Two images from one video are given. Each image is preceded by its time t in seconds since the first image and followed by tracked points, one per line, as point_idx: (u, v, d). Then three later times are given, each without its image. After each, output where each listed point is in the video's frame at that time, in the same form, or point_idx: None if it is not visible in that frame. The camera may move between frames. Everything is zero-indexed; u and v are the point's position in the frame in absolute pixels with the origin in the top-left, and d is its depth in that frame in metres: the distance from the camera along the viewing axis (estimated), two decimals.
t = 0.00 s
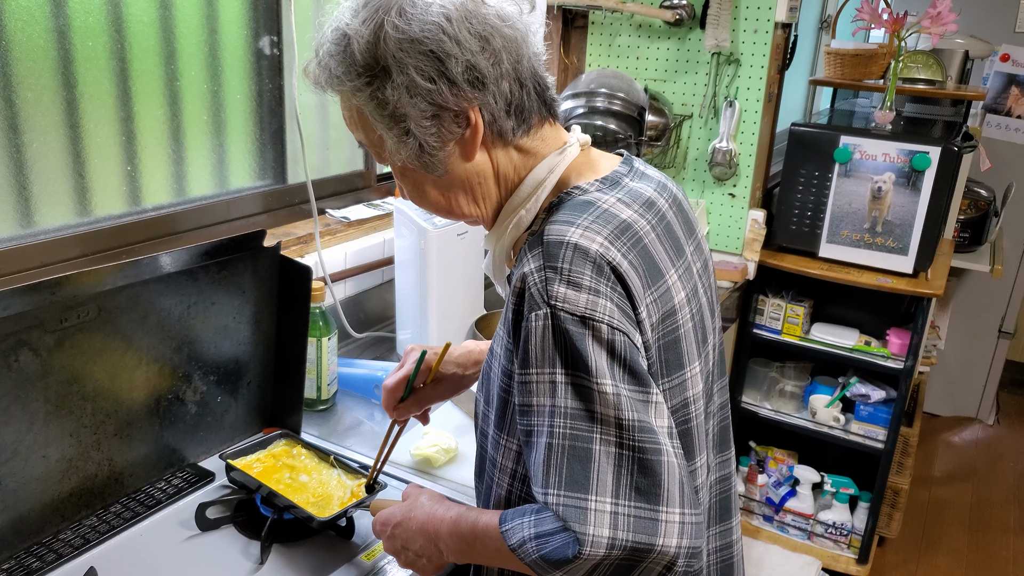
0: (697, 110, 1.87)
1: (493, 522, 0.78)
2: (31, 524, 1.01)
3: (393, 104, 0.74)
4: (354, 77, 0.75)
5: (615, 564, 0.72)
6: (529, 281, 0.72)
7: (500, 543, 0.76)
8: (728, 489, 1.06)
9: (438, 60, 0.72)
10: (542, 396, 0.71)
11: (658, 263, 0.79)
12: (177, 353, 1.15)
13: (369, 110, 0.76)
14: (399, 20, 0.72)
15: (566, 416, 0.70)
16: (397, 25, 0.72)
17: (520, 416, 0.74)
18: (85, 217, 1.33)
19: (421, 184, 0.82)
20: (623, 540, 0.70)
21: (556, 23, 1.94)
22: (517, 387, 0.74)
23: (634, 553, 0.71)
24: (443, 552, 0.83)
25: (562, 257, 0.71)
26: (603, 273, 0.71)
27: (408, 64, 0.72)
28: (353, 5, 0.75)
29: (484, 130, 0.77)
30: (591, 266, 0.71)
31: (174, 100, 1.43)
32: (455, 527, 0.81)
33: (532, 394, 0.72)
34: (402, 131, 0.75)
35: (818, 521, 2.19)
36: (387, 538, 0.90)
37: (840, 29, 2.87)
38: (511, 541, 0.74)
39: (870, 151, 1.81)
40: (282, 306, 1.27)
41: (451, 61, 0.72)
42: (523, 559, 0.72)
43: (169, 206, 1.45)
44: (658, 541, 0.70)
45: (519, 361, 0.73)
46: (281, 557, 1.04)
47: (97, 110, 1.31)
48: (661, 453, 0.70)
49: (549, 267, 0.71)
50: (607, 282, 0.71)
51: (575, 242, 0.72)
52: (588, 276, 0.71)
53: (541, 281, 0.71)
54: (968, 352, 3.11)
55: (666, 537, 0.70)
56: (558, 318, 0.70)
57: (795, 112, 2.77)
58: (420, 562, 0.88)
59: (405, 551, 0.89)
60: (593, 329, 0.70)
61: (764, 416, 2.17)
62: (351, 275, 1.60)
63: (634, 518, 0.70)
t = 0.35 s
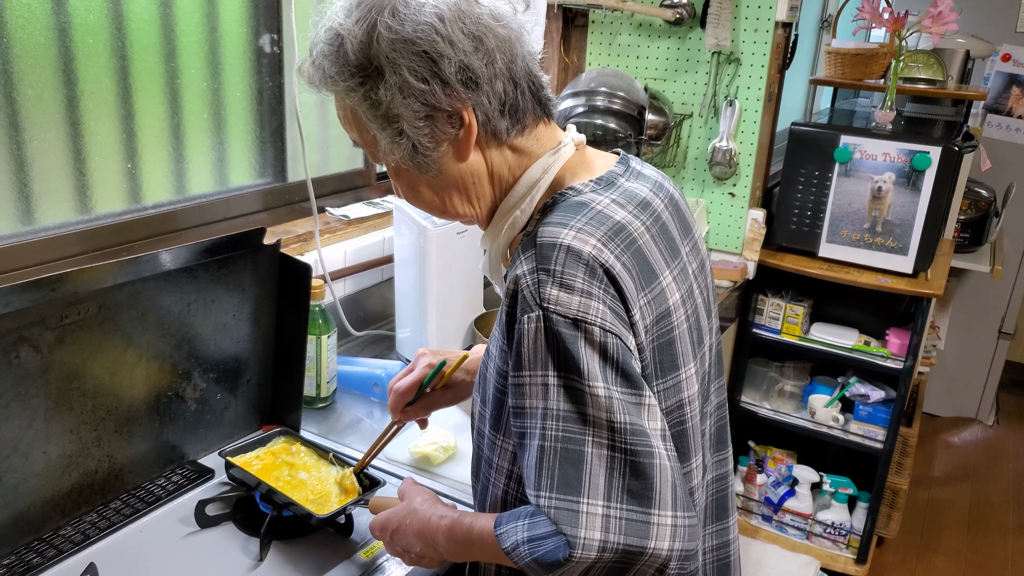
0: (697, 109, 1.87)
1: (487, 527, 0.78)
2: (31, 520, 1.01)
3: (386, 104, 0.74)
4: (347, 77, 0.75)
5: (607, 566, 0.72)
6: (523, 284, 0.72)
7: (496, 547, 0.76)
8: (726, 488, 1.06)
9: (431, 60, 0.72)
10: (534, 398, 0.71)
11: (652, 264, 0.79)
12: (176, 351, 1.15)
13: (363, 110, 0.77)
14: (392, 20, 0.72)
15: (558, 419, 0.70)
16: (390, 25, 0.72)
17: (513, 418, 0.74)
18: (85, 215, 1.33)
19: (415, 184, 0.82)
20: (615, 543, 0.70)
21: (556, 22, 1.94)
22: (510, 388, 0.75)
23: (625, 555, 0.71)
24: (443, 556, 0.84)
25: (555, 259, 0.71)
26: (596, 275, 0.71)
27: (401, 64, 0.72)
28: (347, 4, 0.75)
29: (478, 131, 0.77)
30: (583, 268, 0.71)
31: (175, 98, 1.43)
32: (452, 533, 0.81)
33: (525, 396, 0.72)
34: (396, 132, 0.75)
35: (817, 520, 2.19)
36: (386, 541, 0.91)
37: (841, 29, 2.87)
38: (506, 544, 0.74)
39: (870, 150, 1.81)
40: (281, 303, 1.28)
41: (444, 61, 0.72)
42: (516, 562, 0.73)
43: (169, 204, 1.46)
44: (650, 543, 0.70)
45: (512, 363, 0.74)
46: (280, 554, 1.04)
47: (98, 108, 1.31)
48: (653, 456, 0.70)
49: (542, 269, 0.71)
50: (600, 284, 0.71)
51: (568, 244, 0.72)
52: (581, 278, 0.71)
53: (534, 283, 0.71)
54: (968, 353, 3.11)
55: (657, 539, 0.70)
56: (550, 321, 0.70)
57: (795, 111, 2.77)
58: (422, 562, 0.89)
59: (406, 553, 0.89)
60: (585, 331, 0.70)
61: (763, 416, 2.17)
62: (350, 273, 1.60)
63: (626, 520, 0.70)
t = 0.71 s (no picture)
0: (700, 110, 1.88)
1: (481, 522, 0.79)
2: (37, 514, 1.02)
3: (392, 101, 0.75)
4: (356, 74, 0.76)
5: (595, 564, 0.72)
6: (523, 280, 0.73)
7: (490, 542, 0.77)
8: (727, 490, 1.07)
9: (437, 58, 0.73)
10: (530, 393, 0.72)
11: (654, 264, 0.79)
12: (181, 347, 1.16)
13: (370, 107, 0.78)
14: (401, 18, 0.73)
15: (552, 415, 0.71)
16: (398, 23, 0.73)
17: (510, 412, 0.75)
18: (92, 212, 1.34)
19: (420, 180, 0.83)
20: (602, 541, 0.70)
21: (559, 22, 1.94)
22: (508, 383, 0.75)
23: (613, 554, 0.71)
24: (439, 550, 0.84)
25: (555, 257, 0.72)
26: (595, 274, 0.72)
27: (408, 62, 0.73)
28: (357, 2, 0.76)
29: (483, 129, 0.77)
30: (583, 266, 0.72)
31: (180, 97, 1.44)
32: (447, 527, 0.82)
33: (521, 391, 0.73)
34: (402, 128, 0.76)
35: (818, 522, 2.19)
36: (385, 534, 0.92)
37: (845, 30, 2.88)
38: (497, 538, 0.75)
39: (873, 152, 1.81)
40: (285, 301, 1.29)
41: (450, 60, 0.73)
42: (506, 557, 0.73)
43: (175, 202, 1.47)
44: (638, 543, 0.71)
45: (511, 358, 0.74)
46: (282, 549, 1.05)
47: (105, 107, 1.32)
48: (644, 456, 0.70)
49: (542, 266, 0.72)
50: (599, 283, 0.72)
51: (568, 242, 0.73)
52: (580, 276, 0.71)
53: (534, 279, 0.72)
54: (971, 355, 3.10)
55: (645, 540, 0.71)
56: (548, 317, 0.71)
57: (798, 113, 2.77)
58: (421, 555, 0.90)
59: (405, 546, 0.90)
60: (582, 329, 0.70)
61: (765, 417, 2.18)
62: (354, 272, 1.61)
63: (614, 519, 0.70)
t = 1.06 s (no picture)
0: (699, 112, 1.88)
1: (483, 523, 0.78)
2: (39, 512, 1.02)
3: (396, 96, 0.76)
4: (361, 68, 0.77)
5: (584, 562, 0.73)
6: (521, 277, 0.74)
7: (488, 543, 0.77)
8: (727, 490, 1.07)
9: (441, 55, 0.73)
10: (525, 391, 0.73)
11: (651, 265, 0.80)
12: (183, 347, 1.17)
13: (374, 101, 0.78)
14: (407, 14, 0.73)
15: (545, 413, 0.72)
16: (405, 20, 0.73)
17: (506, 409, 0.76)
18: (94, 212, 1.34)
19: (422, 176, 0.83)
20: (589, 539, 0.71)
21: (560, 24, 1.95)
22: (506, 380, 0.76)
23: (601, 553, 0.72)
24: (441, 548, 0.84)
25: (553, 255, 0.73)
26: (592, 274, 0.72)
27: (413, 58, 0.74)
28: None
29: (485, 127, 0.78)
30: (580, 266, 0.72)
31: (183, 97, 1.45)
32: (450, 527, 0.82)
33: (517, 388, 0.74)
34: (405, 123, 0.77)
35: (817, 522, 2.20)
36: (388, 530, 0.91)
37: (843, 32, 2.89)
38: (495, 536, 0.75)
39: (872, 154, 1.82)
40: (286, 301, 1.29)
41: (454, 57, 0.73)
42: (501, 556, 0.73)
43: (176, 202, 1.47)
44: (626, 543, 0.71)
45: (507, 356, 0.75)
46: (284, 547, 1.05)
47: (108, 107, 1.33)
48: (635, 456, 0.71)
49: (540, 265, 0.73)
50: (595, 282, 0.72)
51: (566, 242, 0.73)
52: (577, 276, 0.72)
53: (531, 278, 0.73)
54: (969, 356, 3.12)
55: (633, 540, 0.71)
56: (544, 316, 0.71)
57: (796, 115, 2.78)
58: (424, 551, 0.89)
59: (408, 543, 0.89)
60: (578, 328, 0.71)
61: (764, 417, 2.18)
62: (355, 272, 1.61)
63: (603, 518, 0.71)
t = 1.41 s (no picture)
0: (697, 113, 1.89)
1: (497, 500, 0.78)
2: (40, 512, 1.03)
3: (400, 80, 0.76)
4: (370, 48, 0.77)
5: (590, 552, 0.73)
6: (517, 275, 0.74)
7: (494, 518, 0.78)
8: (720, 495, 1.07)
9: (448, 44, 0.74)
10: (526, 386, 0.73)
11: (647, 262, 0.81)
12: (184, 348, 1.17)
13: (379, 82, 0.79)
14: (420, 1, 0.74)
15: (547, 407, 0.72)
16: (416, 6, 0.74)
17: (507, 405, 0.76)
18: (95, 213, 1.35)
19: (419, 160, 0.84)
20: (595, 529, 0.71)
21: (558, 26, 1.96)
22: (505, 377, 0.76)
23: (606, 543, 0.72)
24: (447, 520, 0.84)
25: (549, 252, 0.73)
26: (589, 269, 0.73)
27: (420, 43, 0.74)
28: None
29: (485, 119, 0.78)
30: (577, 262, 0.73)
31: (183, 99, 1.45)
32: (460, 500, 0.82)
33: (518, 384, 0.74)
34: (406, 107, 0.77)
35: (816, 522, 2.20)
36: (390, 495, 0.90)
37: (841, 33, 2.90)
38: (503, 514, 0.76)
39: (869, 154, 1.83)
40: (287, 301, 1.30)
41: (460, 47, 0.74)
42: (510, 535, 0.75)
43: (177, 203, 1.48)
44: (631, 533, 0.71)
45: (507, 353, 0.76)
46: (284, 546, 1.06)
47: (108, 109, 1.33)
48: (637, 447, 0.71)
49: (537, 261, 0.73)
50: (592, 278, 0.73)
51: (562, 238, 0.74)
52: (574, 272, 0.73)
53: (528, 274, 0.73)
54: (968, 356, 3.12)
55: (638, 530, 0.71)
56: (542, 311, 0.72)
57: (795, 115, 2.79)
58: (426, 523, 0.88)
59: (410, 512, 0.88)
60: (576, 323, 0.71)
61: (763, 417, 2.19)
62: (355, 273, 1.62)
63: (608, 508, 0.71)
